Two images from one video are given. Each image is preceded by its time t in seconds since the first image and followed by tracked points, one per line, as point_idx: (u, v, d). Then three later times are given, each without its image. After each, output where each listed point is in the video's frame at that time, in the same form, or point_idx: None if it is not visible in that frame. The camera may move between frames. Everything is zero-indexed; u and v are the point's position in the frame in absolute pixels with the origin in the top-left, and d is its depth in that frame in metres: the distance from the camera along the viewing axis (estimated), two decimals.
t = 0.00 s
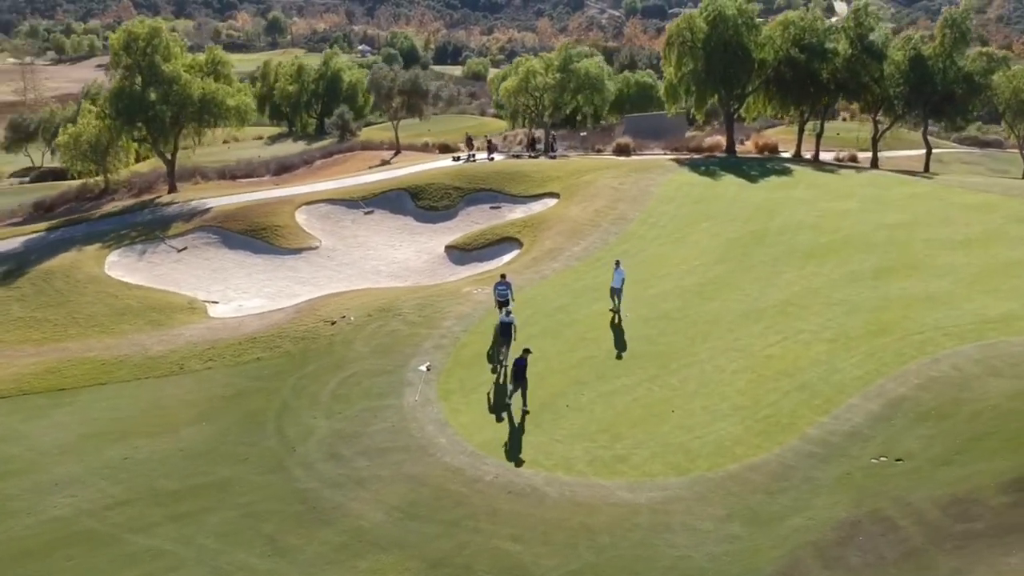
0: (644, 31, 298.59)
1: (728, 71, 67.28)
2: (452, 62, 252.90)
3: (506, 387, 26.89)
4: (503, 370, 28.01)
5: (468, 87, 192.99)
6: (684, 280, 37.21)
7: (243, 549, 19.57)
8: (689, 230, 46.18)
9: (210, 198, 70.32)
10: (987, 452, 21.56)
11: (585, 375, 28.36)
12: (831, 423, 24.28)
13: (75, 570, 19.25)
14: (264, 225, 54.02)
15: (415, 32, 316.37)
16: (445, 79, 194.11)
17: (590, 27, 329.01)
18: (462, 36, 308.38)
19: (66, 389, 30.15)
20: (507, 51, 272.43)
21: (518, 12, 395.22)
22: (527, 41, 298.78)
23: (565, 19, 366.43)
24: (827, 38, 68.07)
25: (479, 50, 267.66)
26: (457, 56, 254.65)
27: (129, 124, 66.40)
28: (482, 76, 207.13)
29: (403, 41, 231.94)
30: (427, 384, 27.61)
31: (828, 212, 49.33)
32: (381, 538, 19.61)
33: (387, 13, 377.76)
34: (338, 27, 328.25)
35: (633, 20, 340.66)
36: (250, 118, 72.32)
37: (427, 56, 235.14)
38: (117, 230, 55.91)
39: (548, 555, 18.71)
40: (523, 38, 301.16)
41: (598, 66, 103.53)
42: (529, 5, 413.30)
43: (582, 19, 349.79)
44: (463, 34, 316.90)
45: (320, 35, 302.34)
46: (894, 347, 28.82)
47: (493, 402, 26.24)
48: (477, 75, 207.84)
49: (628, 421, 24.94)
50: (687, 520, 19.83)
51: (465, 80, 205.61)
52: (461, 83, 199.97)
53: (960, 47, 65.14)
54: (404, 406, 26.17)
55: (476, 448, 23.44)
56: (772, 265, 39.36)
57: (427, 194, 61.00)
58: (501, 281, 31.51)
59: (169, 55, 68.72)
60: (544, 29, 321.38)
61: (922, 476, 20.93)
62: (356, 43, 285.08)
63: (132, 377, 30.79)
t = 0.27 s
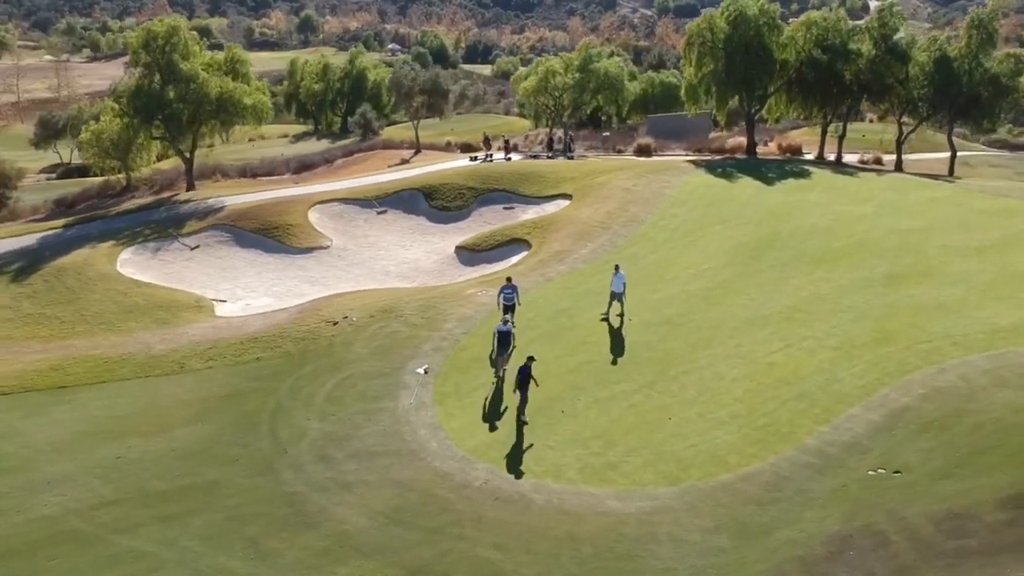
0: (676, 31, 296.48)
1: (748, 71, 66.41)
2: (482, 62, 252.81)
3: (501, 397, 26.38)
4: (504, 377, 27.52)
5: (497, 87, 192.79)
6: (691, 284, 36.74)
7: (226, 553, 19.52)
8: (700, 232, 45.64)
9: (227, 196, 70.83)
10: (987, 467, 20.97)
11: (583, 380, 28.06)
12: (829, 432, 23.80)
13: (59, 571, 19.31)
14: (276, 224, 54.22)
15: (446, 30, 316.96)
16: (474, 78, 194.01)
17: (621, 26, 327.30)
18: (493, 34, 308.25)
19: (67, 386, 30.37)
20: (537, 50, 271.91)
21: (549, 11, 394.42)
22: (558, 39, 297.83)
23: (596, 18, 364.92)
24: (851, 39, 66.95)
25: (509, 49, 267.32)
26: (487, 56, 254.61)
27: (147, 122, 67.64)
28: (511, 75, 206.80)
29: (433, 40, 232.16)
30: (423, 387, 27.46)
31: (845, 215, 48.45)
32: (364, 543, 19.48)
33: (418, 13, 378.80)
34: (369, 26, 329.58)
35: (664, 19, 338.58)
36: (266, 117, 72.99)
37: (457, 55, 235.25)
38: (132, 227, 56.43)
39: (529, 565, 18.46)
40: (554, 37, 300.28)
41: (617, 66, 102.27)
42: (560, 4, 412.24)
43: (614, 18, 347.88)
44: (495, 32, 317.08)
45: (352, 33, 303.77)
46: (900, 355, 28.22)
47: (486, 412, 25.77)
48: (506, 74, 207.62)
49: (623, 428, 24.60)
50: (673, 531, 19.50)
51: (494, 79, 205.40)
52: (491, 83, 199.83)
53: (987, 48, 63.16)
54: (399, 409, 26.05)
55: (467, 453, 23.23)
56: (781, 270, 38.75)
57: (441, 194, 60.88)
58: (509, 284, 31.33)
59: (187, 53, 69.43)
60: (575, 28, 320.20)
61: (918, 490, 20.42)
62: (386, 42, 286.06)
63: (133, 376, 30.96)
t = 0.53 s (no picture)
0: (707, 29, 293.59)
1: (768, 71, 64.89)
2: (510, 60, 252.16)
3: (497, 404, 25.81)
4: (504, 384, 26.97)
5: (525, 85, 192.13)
6: (697, 287, 36.22)
7: (208, 553, 19.40)
8: (711, 233, 45.03)
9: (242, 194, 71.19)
10: (986, 479, 20.35)
11: (580, 384, 27.70)
12: (827, 441, 23.28)
13: (41, 568, 19.28)
14: (287, 222, 54.35)
15: (474, 28, 317.17)
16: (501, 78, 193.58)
17: (651, 24, 324.89)
18: (522, 32, 307.78)
19: (68, 383, 30.49)
20: (566, 49, 271.22)
21: (578, 10, 392.82)
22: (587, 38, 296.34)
23: (626, 16, 362.69)
24: (873, 39, 65.41)
25: (539, 47, 266.34)
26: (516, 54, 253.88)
27: (164, 119, 68.55)
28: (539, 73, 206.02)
29: (461, 37, 231.85)
30: (418, 389, 27.25)
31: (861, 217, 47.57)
32: (346, 547, 19.28)
33: (447, 11, 378.94)
34: (399, 24, 330.14)
35: (694, 18, 336.22)
36: (281, 116, 73.57)
37: (485, 53, 234.80)
38: (145, 224, 56.81)
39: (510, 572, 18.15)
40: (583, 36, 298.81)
41: (637, 65, 100.47)
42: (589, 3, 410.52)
43: (644, 17, 346.05)
44: (525, 31, 316.70)
45: (381, 31, 304.41)
46: (905, 362, 27.58)
47: (478, 421, 25.10)
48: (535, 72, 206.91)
49: (617, 434, 24.21)
50: (659, 540, 19.10)
51: (521, 77, 204.76)
52: (518, 81, 199.23)
53: (1013, 49, 62.29)
54: (392, 411, 25.86)
55: (457, 457, 22.99)
56: (790, 274, 38.09)
57: (453, 193, 60.67)
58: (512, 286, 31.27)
59: (204, 51, 70.23)
60: (605, 27, 318.31)
61: (915, 502, 19.86)
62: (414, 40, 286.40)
63: (133, 373, 31.03)
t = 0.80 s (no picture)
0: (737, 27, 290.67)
1: (787, 71, 64.02)
2: (537, 58, 251.20)
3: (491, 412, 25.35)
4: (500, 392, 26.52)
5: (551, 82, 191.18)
6: (700, 290, 35.75)
7: (188, 554, 19.31)
8: (720, 234, 44.49)
9: (255, 191, 71.56)
10: (981, 492, 19.79)
11: (574, 388, 27.39)
12: (820, 449, 22.83)
13: (22, 567, 19.28)
14: (297, 220, 54.50)
15: (502, 25, 316.79)
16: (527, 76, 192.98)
17: (681, 22, 322.16)
18: (551, 30, 306.89)
19: (67, 379, 30.64)
20: (594, 46, 270.01)
21: (606, 7, 390.88)
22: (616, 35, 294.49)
23: (655, 13, 360.12)
24: (894, 38, 64.30)
25: (567, 44, 265.03)
26: (544, 52, 252.83)
27: (178, 116, 69.10)
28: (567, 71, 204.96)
29: (488, 35, 231.39)
30: (411, 390, 27.10)
31: (875, 218, 46.67)
32: (325, 551, 19.13)
33: (475, 8, 378.59)
34: (427, 21, 330.16)
35: (723, 16, 332.92)
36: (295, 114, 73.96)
37: (512, 50, 233.92)
38: (157, 220, 57.24)
39: None
40: (612, 33, 296.98)
41: (655, 64, 98.38)
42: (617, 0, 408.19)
43: (674, 15, 343.46)
44: (556, 29, 315.93)
45: (409, 28, 304.57)
46: (907, 368, 27.00)
47: (470, 430, 24.53)
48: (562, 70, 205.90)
49: (607, 438, 23.91)
50: (642, 549, 18.77)
51: (547, 74, 203.71)
52: (545, 78, 198.11)
53: None
54: (382, 412, 25.73)
55: (443, 460, 22.81)
56: (797, 276, 37.48)
57: (464, 191, 60.46)
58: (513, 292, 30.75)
59: (219, 48, 70.76)
60: (634, 24, 316.30)
61: (905, 514, 19.41)
62: (442, 37, 286.30)
63: (132, 370, 31.15)
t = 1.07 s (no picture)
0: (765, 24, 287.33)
1: (802, 69, 62.57)
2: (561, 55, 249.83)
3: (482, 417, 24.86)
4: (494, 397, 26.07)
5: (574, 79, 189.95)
6: (702, 290, 35.25)
7: (165, 552, 19.24)
8: (727, 233, 43.91)
9: (266, 187, 71.77)
10: (971, 503, 19.28)
11: (566, 389, 27.10)
12: (810, 456, 22.38)
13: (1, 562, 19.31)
14: (304, 217, 54.54)
15: (527, 22, 315.84)
16: (550, 73, 191.88)
17: (708, 18, 319.06)
18: (578, 26, 305.19)
19: (64, 373, 30.77)
20: (620, 43, 268.32)
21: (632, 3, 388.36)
22: (642, 31, 292.16)
23: (681, 10, 357.24)
24: (913, 36, 61.89)
25: (591, 41, 263.33)
26: (568, 48, 251.40)
27: (191, 112, 69.46)
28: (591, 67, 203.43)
29: (513, 31, 230.44)
30: (402, 390, 26.93)
31: (886, 219, 45.78)
32: (302, 551, 18.98)
33: (500, 4, 377.68)
34: (452, 17, 329.55)
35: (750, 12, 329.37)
36: (307, 110, 74.13)
37: (537, 46, 232.74)
38: (166, 216, 57.59)
39: None
40: (637, 29, 294.75)
41: (669, 61, 96.27)
42: None
43: (702, 11, 340.33)
44: (582, 25, 314.39)
45: (434, 24, 304.16)
46: (906, 373, 26.41)
47: (460, 437, 23.98)
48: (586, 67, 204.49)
49: (595, 442, 23.59)
50: (621, 556, 18.46)
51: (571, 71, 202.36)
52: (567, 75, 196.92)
53: None
54: (371, 411, 25.59)
55: (428, 461, 22.62)
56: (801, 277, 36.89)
57: (472, 189, 60.18)
58: (512, 295, 30.16)
59: (232, 44, 70.99)
60: (660, 20, 313.79)
61: (892, 525, 18.95)
62: (466, 33, 285.63)
63: (128, 366, 31.24)
